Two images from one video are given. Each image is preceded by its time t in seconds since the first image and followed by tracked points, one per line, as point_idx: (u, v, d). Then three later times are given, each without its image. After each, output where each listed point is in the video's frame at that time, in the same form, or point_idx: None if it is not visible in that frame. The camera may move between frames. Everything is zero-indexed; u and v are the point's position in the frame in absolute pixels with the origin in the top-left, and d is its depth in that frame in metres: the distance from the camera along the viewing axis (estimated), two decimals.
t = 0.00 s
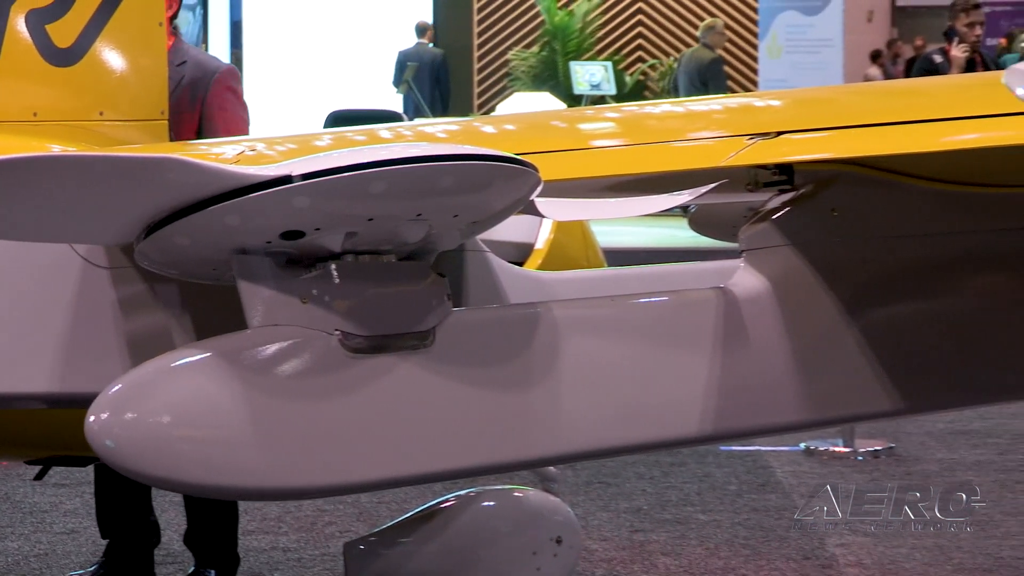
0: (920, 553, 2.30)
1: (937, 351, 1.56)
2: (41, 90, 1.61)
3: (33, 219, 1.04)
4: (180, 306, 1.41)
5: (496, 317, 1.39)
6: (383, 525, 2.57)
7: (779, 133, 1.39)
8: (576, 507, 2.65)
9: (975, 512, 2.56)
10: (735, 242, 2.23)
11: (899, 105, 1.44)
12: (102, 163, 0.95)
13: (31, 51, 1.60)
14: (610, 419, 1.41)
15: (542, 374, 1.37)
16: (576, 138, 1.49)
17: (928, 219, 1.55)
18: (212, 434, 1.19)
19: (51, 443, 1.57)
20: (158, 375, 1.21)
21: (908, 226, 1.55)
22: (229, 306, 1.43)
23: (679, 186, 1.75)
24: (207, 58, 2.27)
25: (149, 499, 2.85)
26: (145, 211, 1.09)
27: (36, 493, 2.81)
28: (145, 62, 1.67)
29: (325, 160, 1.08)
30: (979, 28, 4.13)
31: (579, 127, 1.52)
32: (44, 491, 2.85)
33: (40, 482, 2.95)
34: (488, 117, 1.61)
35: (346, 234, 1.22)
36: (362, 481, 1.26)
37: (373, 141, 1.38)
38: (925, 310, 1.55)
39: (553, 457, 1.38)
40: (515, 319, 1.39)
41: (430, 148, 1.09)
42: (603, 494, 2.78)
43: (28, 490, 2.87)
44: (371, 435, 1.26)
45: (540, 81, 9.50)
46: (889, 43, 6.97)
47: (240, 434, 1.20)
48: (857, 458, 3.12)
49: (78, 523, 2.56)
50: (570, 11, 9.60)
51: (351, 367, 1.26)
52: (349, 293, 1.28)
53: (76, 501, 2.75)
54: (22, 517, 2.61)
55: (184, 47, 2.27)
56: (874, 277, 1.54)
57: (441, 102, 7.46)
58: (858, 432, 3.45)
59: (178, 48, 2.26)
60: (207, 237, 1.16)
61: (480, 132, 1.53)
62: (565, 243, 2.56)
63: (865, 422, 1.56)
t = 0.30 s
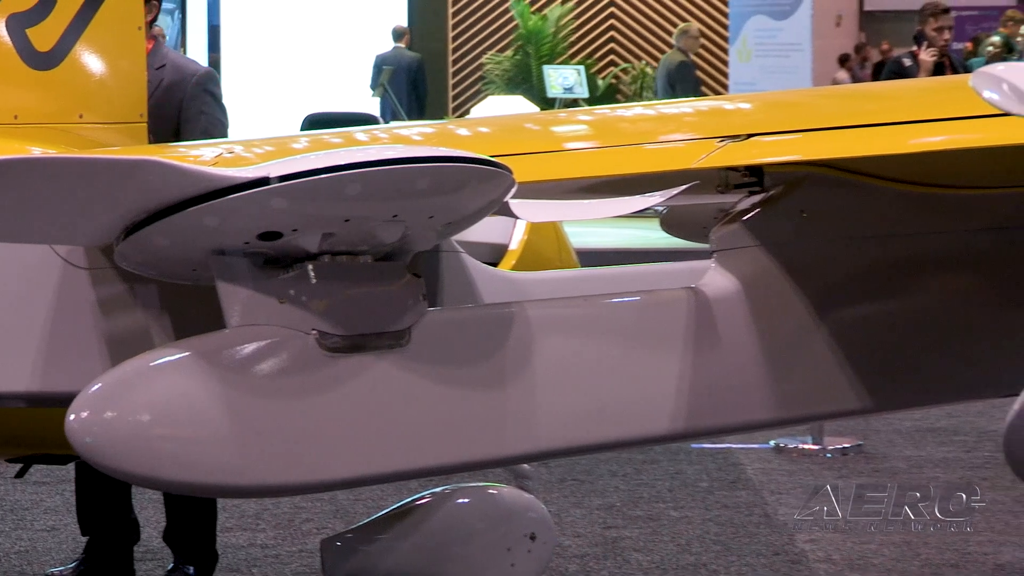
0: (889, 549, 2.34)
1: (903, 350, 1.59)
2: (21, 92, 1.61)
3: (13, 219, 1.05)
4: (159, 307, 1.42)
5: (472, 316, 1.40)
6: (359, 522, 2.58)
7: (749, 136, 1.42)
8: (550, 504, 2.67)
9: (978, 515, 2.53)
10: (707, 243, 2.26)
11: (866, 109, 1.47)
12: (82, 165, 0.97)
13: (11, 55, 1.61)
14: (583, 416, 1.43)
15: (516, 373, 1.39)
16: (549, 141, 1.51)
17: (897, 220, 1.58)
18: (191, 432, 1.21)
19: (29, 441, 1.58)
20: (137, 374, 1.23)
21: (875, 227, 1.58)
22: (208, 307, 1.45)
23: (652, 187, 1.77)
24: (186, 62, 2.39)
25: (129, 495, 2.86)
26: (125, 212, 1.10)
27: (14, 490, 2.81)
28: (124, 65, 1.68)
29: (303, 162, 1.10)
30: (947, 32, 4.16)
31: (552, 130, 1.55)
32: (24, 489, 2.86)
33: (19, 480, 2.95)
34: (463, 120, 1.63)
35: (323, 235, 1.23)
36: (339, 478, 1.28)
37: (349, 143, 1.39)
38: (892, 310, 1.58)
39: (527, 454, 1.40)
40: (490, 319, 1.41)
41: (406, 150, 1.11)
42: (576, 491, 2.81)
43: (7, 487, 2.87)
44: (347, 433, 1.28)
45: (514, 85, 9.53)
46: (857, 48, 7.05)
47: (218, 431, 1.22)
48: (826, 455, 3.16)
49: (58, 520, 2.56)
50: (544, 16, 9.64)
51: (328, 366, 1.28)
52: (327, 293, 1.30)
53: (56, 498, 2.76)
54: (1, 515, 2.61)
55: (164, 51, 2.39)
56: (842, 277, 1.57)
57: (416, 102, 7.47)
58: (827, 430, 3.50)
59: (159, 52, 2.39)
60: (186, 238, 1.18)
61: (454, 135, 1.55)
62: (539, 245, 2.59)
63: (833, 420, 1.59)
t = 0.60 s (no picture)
0: (854, 544, 2.38)
1: (870, 349, 1.62)
2: None
3: None
4: (136, 306, 1.44)
5: (445, 316, 1.42)
6: (334, 519, 2.60)
7: (718, 138, 1.45)
8: (522, 500, 2.70)
9: (973, 512, 2.59)
10: (675, 243, 2.29)
11: (831, 111, 1.50)
12: (60, 166, 0.98)
13: None
14: (554, 414, 1.46)
15: (488, 372, 1.42)
16: (520, 143, 1.54)
17: (869, 220, 1.60)
18: (166, 430, 1.23)
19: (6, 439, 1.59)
20: (114, 373, 1.25)
21: (842, 228, 1.61)
22: (184, 307, 1.46)
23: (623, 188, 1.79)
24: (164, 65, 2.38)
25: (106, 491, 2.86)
26: (102, 213, 1.12)
27: None
28: (102, 70, 1.69)
29: (277, 164, 1.12)
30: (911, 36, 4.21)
31: (524, 132, 1.57)
32: None
33: None
34: (436, 122, 1.65)
35: (298, 236, 1.25)
36: (312, 475, 1.30)
37: (323, 145, 1.41)
38: (858, 310, 1.61)
39: (498, 451, 1.42)
40: (462, 318, 1.43)
41: (379, 152, 1.13)
42: (547, 487, 2.84)
43: None
44: (321, 431, 1.30)
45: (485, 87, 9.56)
46: (823, 52, 7.20)
47: (194, 429, 1.24)
48: (793, 452, 3.21)
49: (35, 517, 2.58)
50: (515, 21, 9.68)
51: (302, 365, 1.30)
52: (301, 292, 1.32)
53: (32, 495, 2.76)
54: None
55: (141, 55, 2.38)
56: (808, 277, 1.60)
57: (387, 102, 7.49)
58: (793, 427, 3.55)
59: (136, 56, 2.38)
60: (162, 239, 1.20)
61: (427, 137, 1.58)
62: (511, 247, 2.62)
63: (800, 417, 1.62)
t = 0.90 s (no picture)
0: (818, 540, 2.43)
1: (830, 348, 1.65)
2: None
3: None
4: (109, 306, 1.45)
5: (414, 315, 1.45)
6: (305, 515, 2.62)
7: (682, 140, 1.47)
8: (490, 497, 2.72)
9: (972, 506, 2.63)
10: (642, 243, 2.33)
11: (793, 114, 1.54)
12: (35, 168, 1.00)
13: None
14: (523, 411, 1.48)
15: (457, 371, 1.44)
16: (489, 145, 1.56)
17: (828, 221, 1.64)
18: (140, 428, 1.25)
19: None
20: (88, 372, 1.26)
21: (804, 229, 1.65)
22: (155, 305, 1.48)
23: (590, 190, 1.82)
24: (138, 70, 2.49)
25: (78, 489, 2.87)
26: (77, 214, 1.13)
27: None
28: (74, 71, 1.71)
29: (249, 166, 1.14)
30: (871, 40, 4.27)
31: (492, 134, 1.59)
32: None
33: None
34: (406, 124, 1.68)
35: (270, 236, 1.27)
36: (283, 472, 1.32)
37: (293, 147, 1.43)
38: (819, 309, 1.64)
39: (467, 448, 1.45)
40: (433, 318, 1.45)
41: (350, 154, 1.15)
42: (514, 484, 2.86)
43: None
44: (292, 429, 1.32)
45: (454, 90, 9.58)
46: (788, 55, 7.27)
47: (167, 427, 1.26)
48: (757, 449, 3.26)
49: (10, 514, 2.58)
50: (484, 24, 9.70)
51: (273, 364, 1.32)
52: (272, 292, 1.33)
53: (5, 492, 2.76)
54: None
55: (116, 59, 2.50)
56: (771, 277, 1.63)
57: (356, 102, 7.49)
58: (758, 424, 3.60)
59: (111, 59, 2.50)
60: (136, 240, 1.21)
61: (396, 139, 1.60)
62: (479, 249, 2.66)
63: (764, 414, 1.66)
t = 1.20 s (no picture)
0: (783, 535, 2.46)
1: (793, 346, 1.69)
2: None
3: None
4: (83, 305, 1.46)
5: (386, 315, 1.47)
6: (278, 512, 2.64)
7: (649, 142, 1.50)
8: (460, 493, 2.75)
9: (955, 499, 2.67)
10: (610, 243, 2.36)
11: (756, 117, 1.57)
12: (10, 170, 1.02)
13: None
14: (493, 409, 1.51)
15: (428, 369, 1.46)
16: (459, 147, 1.58)
17: (790, 222, 1.68)
18: (114, 426, 1.28)
19: None
20: (63, 371, 1.29)
21: (768, 230, 1.68)
22: (129, 304, 1.50)
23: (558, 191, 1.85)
24: (112, 71, 2.51)
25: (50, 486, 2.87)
26: (52, 215, 1.15)
27: None
28: (50, 75, 1.71)
29: (222, 167, 1.15)
30: (833, 43, 4.33)
31: (462, 136, 1.62)
32: None
33: None
34: (377, 126, 1.70)
35: (242, 237, 1.29)
36: (256, 469, 1.34)
37: (266, 149, 1.45)
38: (782, 308, 1.68)
39: (437, 445, 1.47)
40: (404, 317, 1.47)
41: (322, 156, 1.17)
42: (484, 481, 2.89)
43: None
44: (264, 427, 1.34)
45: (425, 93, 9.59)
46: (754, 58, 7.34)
47: (141, 424, 1.29)
48: (723, 446, 3.30)
49: None
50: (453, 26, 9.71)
51: (246, 363, 1.34)
52: (244, 292, 1.35)
53: None
54: None
55: (91, 60, 2.51)
56: (736, 276, 1.67)
57: (326, 101, 7.49)
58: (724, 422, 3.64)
59: (86, 61, 2.51)
60: (110, 241, 1.23)
61: (367, 141, 1.62)
62: (449, 248, 2.69)
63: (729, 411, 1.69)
